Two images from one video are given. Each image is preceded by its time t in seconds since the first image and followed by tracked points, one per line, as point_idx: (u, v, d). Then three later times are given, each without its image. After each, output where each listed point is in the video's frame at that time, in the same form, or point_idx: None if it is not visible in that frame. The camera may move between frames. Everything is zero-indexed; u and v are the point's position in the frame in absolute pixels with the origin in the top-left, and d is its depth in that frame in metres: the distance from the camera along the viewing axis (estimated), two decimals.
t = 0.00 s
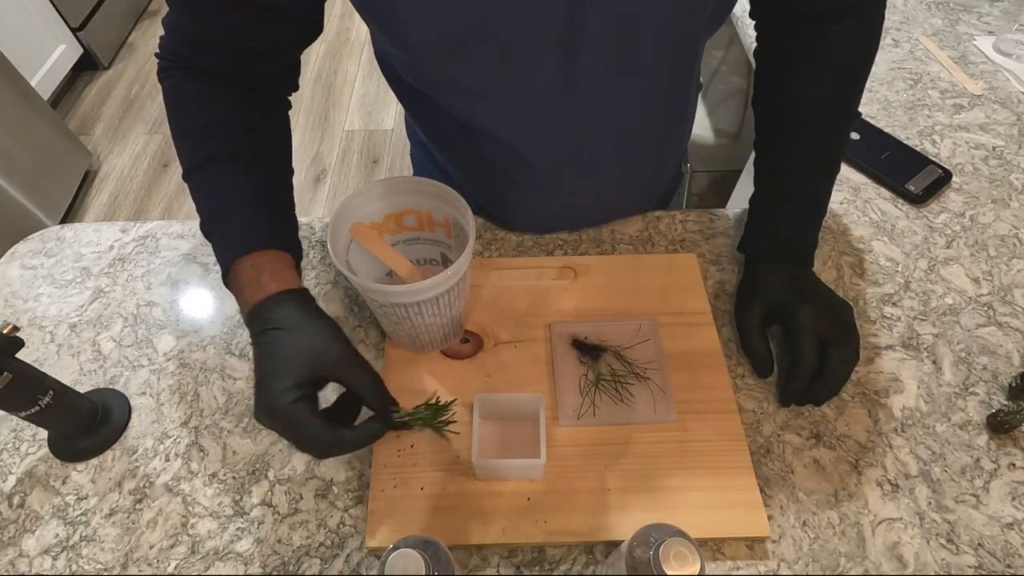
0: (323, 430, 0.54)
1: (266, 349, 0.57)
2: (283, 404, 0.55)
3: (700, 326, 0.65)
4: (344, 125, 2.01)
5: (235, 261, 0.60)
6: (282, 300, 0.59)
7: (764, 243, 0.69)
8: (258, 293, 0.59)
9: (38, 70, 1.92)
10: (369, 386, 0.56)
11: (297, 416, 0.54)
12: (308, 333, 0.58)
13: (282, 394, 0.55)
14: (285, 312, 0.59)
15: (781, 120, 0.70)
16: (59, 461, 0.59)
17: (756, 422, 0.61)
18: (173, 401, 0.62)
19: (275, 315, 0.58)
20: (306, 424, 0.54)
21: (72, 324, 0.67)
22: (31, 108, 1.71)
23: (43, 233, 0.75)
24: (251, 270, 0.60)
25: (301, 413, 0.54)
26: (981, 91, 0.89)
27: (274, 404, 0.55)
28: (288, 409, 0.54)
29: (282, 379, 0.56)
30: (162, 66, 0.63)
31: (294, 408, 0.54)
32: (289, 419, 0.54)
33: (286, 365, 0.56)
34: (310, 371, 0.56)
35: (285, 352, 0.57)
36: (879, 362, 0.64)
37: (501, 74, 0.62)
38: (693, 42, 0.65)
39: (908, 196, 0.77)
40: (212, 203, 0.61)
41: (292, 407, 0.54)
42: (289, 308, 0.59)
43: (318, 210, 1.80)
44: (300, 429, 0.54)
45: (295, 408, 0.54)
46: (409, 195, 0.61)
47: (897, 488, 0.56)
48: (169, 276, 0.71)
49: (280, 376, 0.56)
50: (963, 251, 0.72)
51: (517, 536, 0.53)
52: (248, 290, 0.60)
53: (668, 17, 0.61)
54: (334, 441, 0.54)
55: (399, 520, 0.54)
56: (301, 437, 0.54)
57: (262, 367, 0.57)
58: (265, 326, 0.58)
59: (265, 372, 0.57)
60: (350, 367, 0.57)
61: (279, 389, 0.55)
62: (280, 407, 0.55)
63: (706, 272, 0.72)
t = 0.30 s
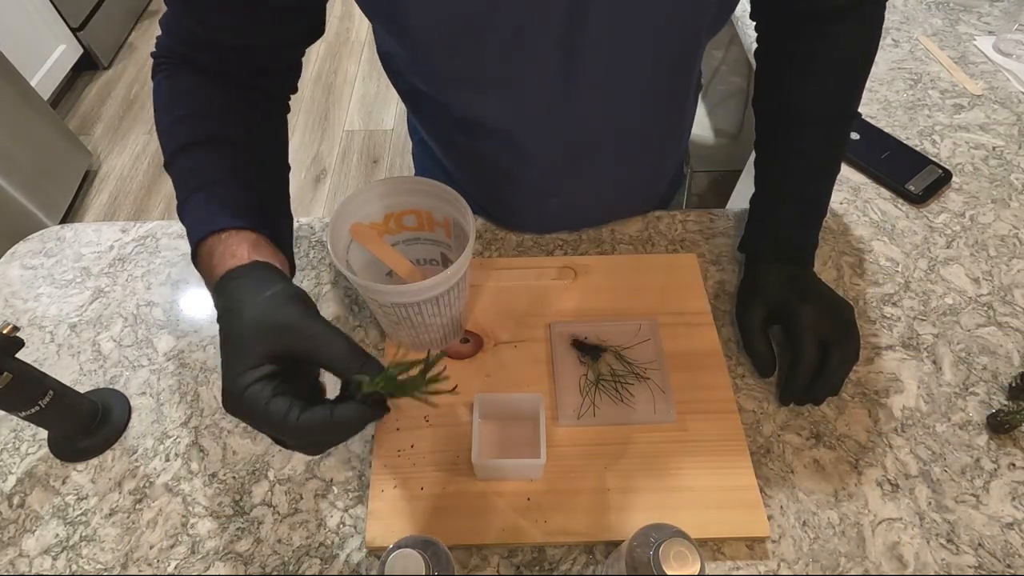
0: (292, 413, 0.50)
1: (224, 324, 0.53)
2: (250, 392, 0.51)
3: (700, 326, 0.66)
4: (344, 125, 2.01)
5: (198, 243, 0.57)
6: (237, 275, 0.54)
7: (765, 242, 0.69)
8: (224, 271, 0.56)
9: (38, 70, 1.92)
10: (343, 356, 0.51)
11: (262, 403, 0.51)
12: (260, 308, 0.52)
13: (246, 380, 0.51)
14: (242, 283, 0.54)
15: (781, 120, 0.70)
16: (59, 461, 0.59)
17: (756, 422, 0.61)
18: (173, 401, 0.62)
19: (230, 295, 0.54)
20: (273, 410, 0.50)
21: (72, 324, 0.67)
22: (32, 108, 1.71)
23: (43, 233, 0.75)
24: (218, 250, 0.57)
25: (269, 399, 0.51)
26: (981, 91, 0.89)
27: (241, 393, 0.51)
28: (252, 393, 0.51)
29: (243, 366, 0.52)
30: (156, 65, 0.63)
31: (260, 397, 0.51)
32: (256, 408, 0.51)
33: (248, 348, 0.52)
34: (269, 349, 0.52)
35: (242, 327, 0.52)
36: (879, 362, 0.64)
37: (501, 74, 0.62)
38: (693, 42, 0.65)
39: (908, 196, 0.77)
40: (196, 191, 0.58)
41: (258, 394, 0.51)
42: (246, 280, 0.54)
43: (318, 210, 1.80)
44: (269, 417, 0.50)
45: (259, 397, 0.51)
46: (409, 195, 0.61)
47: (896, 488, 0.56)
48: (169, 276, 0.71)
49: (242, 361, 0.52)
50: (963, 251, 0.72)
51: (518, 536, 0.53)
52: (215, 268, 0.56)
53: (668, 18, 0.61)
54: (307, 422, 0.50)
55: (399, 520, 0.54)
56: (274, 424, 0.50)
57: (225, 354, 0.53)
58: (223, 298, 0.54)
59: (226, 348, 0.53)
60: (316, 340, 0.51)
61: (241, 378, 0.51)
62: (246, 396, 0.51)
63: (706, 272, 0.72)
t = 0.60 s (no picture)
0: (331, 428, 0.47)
1: (239, 337, 0.49)
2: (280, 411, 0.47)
3: (700, 326, 0.66)
4: (344, 125, 2.01)
5: (196, 250, 0.53)
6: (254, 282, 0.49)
7: (765, 241, 0.69)
8: (225, 278, 0.52)
9: (38, 70, 1.92)
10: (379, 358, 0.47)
11: (295, 424, 0.46)
12: (283, 313, 0.48)
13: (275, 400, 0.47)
14: (251, 288, 0.49)
15: (781, 119, 0.70)
16: (58, 461, 0.59)
17: (756, 422, 0.61)
18: (173, 401, 0.62)
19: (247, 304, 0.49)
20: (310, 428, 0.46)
21: (72, 324, 0.67)
22: (32, 108, 1.71)
23: (43, 233, 0.75)
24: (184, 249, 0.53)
25: (303, 417, 0.46)
26: (981, 91, 0.89)
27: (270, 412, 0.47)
28: (286, 407, 0.47)
29: (270, 384, 0.47)
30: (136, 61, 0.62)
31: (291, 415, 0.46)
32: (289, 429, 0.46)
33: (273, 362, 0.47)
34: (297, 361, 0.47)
35: (265, 341, 0.47)
36: (879, 362, 0.64)
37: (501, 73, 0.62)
38: (693, 41, 0.65)
39: (908, 196, 0.77)
40: (186, 194, 0.54)
41: (288, 413, 0.46)
42: (265, 287, 0.49)
43: (318, 210, 1.80)
44: (305, 437, 0.46)
45: (291, 416, 0.46)
46: (410, 194, 0.61)
47: (897, 488, 0.56)
48: (169, 276, 0.71)
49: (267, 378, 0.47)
50: (963, 251, 0.72)
51: (517, 536, 0.53)
52: (215, 278, 0.52)
53: (669, 18, 0.61)
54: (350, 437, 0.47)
55: (399, 520, 0.54)
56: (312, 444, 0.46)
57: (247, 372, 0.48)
58: (236, 308, 0.49)
59: (247, 365, 0.48)
60: (342, 332, 0.47)
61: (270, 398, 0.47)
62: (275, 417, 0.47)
63: (706, 272, 0.72)
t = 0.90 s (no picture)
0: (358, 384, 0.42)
1: (252, 295, 0.45)
2: (300, 369, 0.43)
3: (700, 326, 0.66)
4: (344, 125, 2.01)
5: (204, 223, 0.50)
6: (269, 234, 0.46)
7: (765, 241, 0.69)
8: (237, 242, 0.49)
9: (38, 70, 1.93)
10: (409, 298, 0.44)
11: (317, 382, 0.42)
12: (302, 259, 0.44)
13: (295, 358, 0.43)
14: (264, 243, 0.46)
15: (781, 119, 0.70)
16: (58, 461, 0.59)
17: (756, 422, 0.61)
18: (173, 401, 0.62)
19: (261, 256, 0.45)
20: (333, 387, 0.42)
21: (72, 324, 0.68)
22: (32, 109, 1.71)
23: (43, 233, 0.75)
24: (179, 237, 0.52)
25: (324, 373, 0.42)
26: (981, 91, 0.89)
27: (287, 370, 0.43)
28: (304, 364, 0.43)
29: (286, 340, 0.43)
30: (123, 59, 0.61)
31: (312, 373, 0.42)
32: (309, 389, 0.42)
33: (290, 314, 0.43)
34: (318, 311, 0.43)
35: (280, 293, 0.43)
36: (879, 362, 0.64)
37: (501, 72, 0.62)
38: (693, 41, 0.65)
39: (908, 196, 0.77)
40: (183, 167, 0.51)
41: (309, 370, 0.42)
42: (279, 235, 0.46)
43: (318, 210, 1.80)
44: (328, 396, 0.42)
45: (312, 373, 0.42)
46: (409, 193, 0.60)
47: (897, 488, 0.56)
48: (169, 276, 0.71)
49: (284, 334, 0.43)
50: (963, 251, 0.72)
51: (517, 536, 0.53)
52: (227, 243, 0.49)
53: (669, 18, 0.61)
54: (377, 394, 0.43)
55: (399, 519, 0.54)
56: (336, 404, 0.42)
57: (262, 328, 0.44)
58: (249, 261, 0.46)
59: (262, 320, 0.44)
60: (371, 276, 0.43)
61: (287, 355, 0.43)
62: (294, 377, 0.43)
63: (706, 272, 0.72)
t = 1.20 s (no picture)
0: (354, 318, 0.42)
1: (254, 244, 0.45)
2: (300, 310, 0.43)
3: (700, 326, 0.66)
4: (344, 125, 2.01)
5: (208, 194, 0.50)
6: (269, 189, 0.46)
7: (764, 241, 0.69)
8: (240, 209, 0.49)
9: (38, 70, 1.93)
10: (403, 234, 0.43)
11: (316, 321, 0.42)
12: (297, 206, 0.44)
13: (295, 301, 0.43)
14: (266, 199, 0.46)
15: (781, 118, 0.70)
16: (58, 461, 0.59)
17: (756, 422, 0.61)
18: (173, 401, 0.62)
19: (261, 209, 0.46)
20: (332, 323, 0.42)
21: (71, 324, 0.68)
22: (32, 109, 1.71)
23: (43, 233, 0.75)
24: (185, 211, 0.52)
25: (322, 313, 0.42)
26: (981, 91, 0.89)
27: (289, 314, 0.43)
28: (302, 303, 0.43)
29: (286, 285, 0.43)
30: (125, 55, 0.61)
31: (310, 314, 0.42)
32: (309, 328, 0.42)
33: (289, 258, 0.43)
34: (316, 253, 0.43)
35: (280, 240, 0.44)
36: (879, 362, 0.64)
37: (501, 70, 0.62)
38: (693, 42, 0.64)
39: (908, 196, 0.77)
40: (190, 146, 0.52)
41: (308, 310, 0.42)
42: (278, 189, 0.46)
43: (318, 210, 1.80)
44: (327, 333, 0.42)
45: (311, 314, 0.42)
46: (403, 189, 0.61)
47: (897, 488, 0.56)
48: (169, 276, 0.71)
49: (284, 280, 0.43)
50: (963, 251, 0.72)
51: (517, 536, 0.53)
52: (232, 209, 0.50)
53: (668, 19, 0.61)
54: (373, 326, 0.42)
55: (399, 519, 0.54)
56: (334, 341, 0.42)
57: (264, 278, 0.44)
58: (252, 215, 0.46)
59: (264, 269, 0.44)
60: (368, 213, 0.43)
61: (287, 299, 0.43)
62: (294, 319, 0.43)
63: (706, 272, 0.72)
